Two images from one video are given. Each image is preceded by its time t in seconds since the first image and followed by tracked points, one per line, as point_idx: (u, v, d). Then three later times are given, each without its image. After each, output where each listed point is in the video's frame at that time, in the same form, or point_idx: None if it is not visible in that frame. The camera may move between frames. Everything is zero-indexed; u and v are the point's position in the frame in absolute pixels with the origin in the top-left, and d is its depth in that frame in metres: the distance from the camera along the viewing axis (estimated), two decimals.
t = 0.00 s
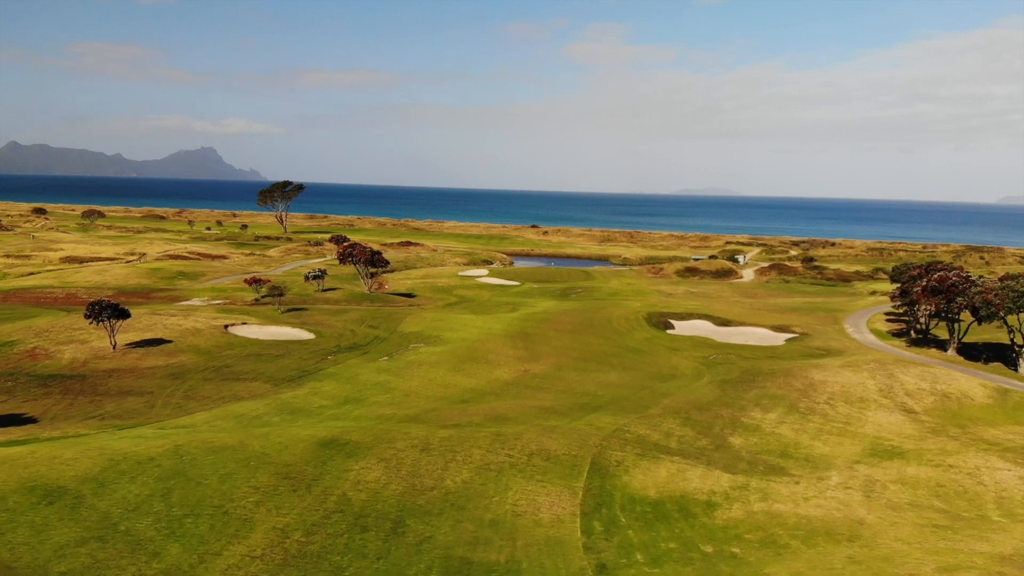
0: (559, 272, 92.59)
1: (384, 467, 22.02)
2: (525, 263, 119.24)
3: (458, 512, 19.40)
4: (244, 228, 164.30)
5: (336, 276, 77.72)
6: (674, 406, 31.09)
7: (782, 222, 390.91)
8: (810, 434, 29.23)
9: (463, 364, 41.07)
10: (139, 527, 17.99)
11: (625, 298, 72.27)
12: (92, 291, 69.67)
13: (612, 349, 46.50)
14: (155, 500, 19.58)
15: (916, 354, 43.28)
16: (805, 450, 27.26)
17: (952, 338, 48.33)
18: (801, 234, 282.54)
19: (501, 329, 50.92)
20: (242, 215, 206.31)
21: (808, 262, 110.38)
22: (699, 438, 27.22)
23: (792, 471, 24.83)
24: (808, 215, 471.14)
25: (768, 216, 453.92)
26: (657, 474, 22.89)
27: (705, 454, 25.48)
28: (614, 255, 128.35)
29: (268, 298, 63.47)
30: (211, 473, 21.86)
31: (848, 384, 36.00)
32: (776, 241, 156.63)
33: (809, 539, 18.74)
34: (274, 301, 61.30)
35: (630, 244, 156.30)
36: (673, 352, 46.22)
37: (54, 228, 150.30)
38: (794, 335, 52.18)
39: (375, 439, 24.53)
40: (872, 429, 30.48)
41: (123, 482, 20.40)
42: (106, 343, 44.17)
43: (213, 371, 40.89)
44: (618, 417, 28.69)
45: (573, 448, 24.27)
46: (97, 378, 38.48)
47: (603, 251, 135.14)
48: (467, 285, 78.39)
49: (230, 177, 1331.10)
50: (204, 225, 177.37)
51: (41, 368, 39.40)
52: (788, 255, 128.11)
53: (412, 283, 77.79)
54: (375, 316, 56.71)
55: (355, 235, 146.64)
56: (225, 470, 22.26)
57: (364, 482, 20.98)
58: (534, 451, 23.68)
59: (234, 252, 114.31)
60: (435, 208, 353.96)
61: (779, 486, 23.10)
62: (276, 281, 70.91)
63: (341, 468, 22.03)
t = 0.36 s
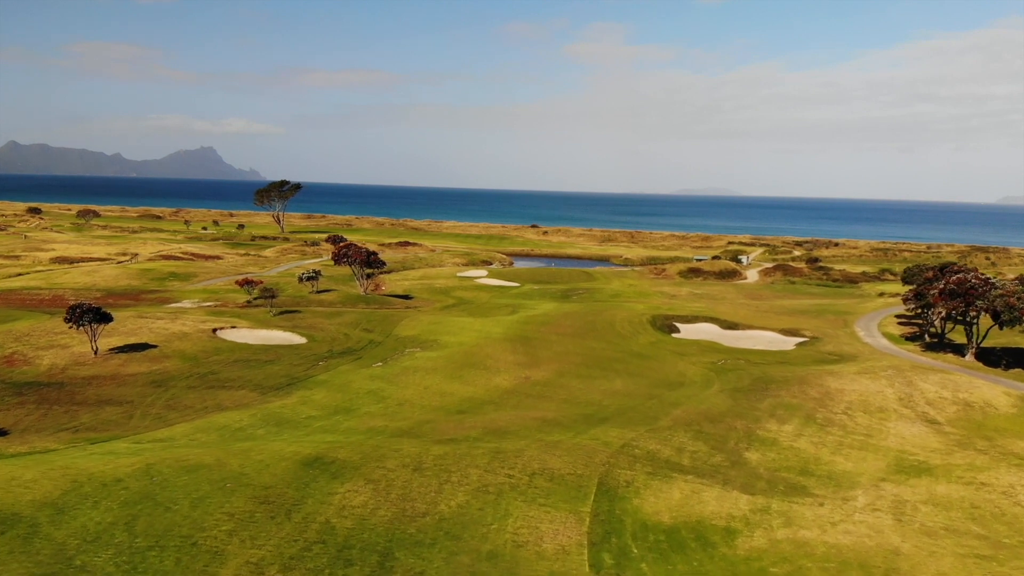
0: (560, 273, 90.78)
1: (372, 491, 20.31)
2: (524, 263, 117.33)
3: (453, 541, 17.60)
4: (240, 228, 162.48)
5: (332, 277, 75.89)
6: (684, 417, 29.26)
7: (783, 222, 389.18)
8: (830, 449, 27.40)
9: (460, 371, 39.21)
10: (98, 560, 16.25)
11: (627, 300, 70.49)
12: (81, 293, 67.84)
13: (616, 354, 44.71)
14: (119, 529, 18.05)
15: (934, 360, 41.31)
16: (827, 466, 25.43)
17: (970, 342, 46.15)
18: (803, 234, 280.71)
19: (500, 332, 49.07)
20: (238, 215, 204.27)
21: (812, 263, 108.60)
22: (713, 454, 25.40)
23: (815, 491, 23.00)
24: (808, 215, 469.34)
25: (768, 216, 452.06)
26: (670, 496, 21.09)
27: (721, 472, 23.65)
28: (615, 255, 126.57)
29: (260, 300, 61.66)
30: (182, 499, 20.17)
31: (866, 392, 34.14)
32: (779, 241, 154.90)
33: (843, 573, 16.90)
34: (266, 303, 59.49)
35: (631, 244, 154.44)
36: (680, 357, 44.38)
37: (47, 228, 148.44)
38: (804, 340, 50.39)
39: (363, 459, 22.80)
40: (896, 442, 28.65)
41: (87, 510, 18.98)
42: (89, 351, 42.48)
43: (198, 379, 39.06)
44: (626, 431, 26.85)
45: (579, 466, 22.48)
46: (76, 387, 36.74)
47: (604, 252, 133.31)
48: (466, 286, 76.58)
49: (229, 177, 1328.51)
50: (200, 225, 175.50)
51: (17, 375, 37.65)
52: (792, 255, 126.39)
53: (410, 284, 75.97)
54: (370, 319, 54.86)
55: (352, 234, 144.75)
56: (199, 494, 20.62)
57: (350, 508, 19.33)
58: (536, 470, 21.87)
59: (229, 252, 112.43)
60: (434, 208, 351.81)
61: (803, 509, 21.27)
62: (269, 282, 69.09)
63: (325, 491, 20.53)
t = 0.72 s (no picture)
0: (555, 274, 88.87)
1: (351, 518, 18.35)
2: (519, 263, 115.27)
3: None
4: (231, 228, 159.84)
5: (321, 278, 73.73)
6: (690, 430, 27.40)
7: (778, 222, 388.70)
8: (847, 464, 25.64)
9: (452, 378, 37.23)
10: None
11: (625, 302, 68.68)
12: (60, 295, 65.43)
13: (616, 359, 42.82)
14: (64, 566, 16.02)
15: (945, 365, 39.62)
16: (846, 484, 23.64)
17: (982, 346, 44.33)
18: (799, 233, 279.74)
19: (494, 336, 47.11)
20: (229, 214, 201.41)
21: (811, 263, 107.11)
22: (723, 471, 23.56)
23: (836, 513, 21.18)
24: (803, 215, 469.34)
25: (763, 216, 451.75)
26: (680, 521, 19.22)
27: (734, 492, 21.80)
28: (612, 255, 124.83)
29: (245, 302, 59.48)
30: (141, 528, 18.20)
31: (879, 401, 32.41)
32: (777, 241, 153.51)
33: None
34: (251, 305, 57.31)
35: (627, 244, 152.76)
36: (682, 363, 42.53)
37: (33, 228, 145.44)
38: (809, 344, 48.64)
39: (343, 480, 20.83)
40: (915, 455, 26.91)
41: (29, 543, 16.91)
42: (62, 356, 40.29)
43: (174, 387, 36.97)
44: (629, 445, 24.96)
45: (579, 488, 20.58)
46: (43, 396, 34.59)
47: (600, 252, 131.51)
48: (460, 287, 74.56)
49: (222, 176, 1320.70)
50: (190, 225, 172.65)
51: None
52: (790, 255, 124.94)
53: (402, 285, 73.90)
54: (358, 322, 52.78)
55: (344, 234, 142.42)
56: (160, 522, 18.63)
57: (326, 539, 17.34)
58: (534, 493, 19.96)
59: (218, 252, 109.99)
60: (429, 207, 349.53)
61: (825, 534, 19.48)
62: (256, 283, 66.89)
63: (299, 519, 18.53)
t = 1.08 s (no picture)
0: (543, 274, 87.00)
1: (318, 554, 16.17)
2: (506, 264, 113.36)
3: None
4: (211, 228, 156.10)
5: (301, 279, 71.15)
6: (691, 443, 25.57)
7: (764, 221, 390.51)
8: (858, 479, 23.95)
9: (436, 386, 35.10)
10: None
11: (614, 303, 66.97)
12: (25, 297, 62.25)
13: (608, 364, 40.93)
14: None
15: (949, 369, 38.30)
16: (859, 503, 21.94)
17: (985, 349, 43.19)
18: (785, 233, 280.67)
19: (480, 340, 45.04)
20: (211, 213, 197.42)
21: (800, 263, 106.45)
22: (729, 489, 21.72)
23: (853, 537, 19.43)
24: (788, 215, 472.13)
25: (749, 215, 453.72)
26: (686, 550, 17.32)
27: (742, 514, 19.96)
28: (600, 255, 123.24)
29: (220, 305, 56.86)
30: (77, 567, 15.87)
31: (885, 409, 30.88)
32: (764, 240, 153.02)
33: None
34: (226, 308, 54.71)
35: (615, 244, 151.37)
36: (677, 367, 40.79)
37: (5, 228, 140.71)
38: (805, 347, 47.20)
39: (311, 508, 18.63)
40: (929, 468, 25.33)
41: None
42: (19, 365, 37.60)
43: (138, 397, 34.45)
44: (626, 460, 23.04)
45: (575, 513, 18.59)
46: None
47: (588, 251, 129.84)
48: (445, 287, 72.39)
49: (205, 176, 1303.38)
50: (169, 225, 168.28)
51: None
52: (778, 254, 124.29)
53: (385, 286, 71.59)
54: (338, 325, 50.42)
55: (327, 234, 139.44)
56: (100, 561, 16.30)
57: None
58: (525, 520, 17.92)
59: (196, 252, 106.75)
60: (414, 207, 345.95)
61: (844, 563, 17.69)
62: (232, 285, 64.22)
63: (260, 554, 16.30)
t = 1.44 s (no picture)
0: (535, 274, 85.11)
1: None
2: (497, 263, 111.48)
3: None
4: (196, 226, 152.89)
5: (286, 280, 68.85)
6: (698, 457, 23.76)
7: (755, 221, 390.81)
8: (878, 497, 22.23)
9: (424, 393, 33.09)
10: None
11: (608, 304, 65.22)
12: None
13: (604, 368, 39.11)
14: None
15: (960, 374, 36.80)
16: (883, 524, 20.20)
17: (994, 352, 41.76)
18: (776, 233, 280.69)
19: (471, 343, 43.07)
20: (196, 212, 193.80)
21: (795, 262, 105.30)
22: (742, 511, 19.90)
23: (881, 564, 17.69)
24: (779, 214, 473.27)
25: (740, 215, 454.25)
26: None
27: (759, 540, 18.14)
28: (593, 255, 121.59)
29: (200, 307, 54.48)
30: None
31: (899, 418, 29.26)
32: (757, 239, 152.05)
33: None
34: (206, 310, 52.35)
35: (607, 243, 149.73)
36: (677, 372, 39.04)
37: None
38: (807, 350, 45.65)
39: (282, 538, 16.56)
40: (951, 484, 23.69)
41: None
42: None
43: (106, 405, 32.18)
44: (630, 478, 21.18)
45: (577, 540, 16.69)
46: None
47: (580, 251, 128.05)
48: (434, 288, 70.35)
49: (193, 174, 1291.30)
50: (153, 224, 164.61)
51: None
52: (772, 254, 123.23)
53: (372, 286, 69.44)
54: (323, 328, 48.27)
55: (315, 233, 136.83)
56: None
57: None
58: (522, 551, 15.98)
59: (179, 252, 103.89)
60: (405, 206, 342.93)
61: None
62: (213, 286, 61.82)
63: None
